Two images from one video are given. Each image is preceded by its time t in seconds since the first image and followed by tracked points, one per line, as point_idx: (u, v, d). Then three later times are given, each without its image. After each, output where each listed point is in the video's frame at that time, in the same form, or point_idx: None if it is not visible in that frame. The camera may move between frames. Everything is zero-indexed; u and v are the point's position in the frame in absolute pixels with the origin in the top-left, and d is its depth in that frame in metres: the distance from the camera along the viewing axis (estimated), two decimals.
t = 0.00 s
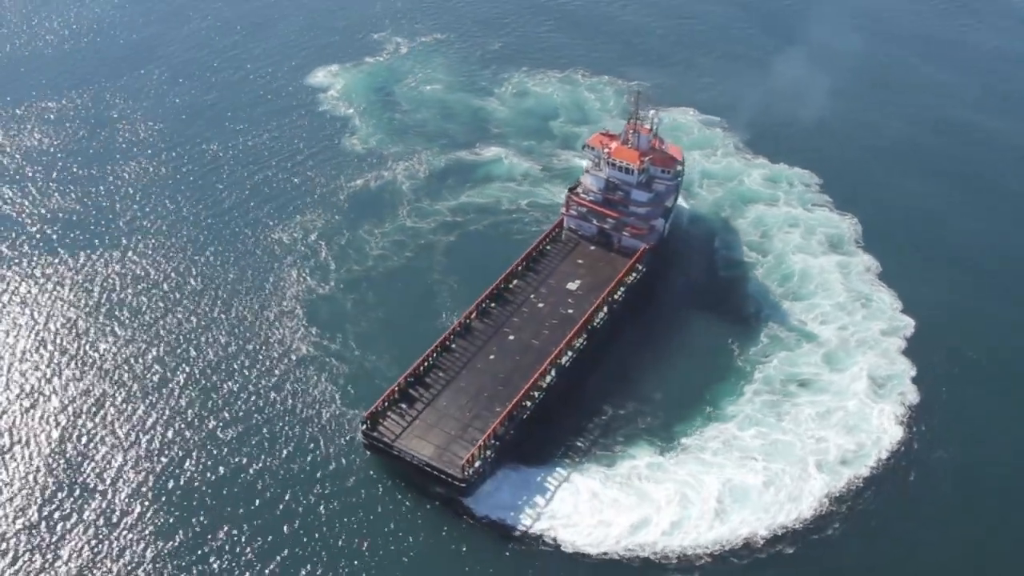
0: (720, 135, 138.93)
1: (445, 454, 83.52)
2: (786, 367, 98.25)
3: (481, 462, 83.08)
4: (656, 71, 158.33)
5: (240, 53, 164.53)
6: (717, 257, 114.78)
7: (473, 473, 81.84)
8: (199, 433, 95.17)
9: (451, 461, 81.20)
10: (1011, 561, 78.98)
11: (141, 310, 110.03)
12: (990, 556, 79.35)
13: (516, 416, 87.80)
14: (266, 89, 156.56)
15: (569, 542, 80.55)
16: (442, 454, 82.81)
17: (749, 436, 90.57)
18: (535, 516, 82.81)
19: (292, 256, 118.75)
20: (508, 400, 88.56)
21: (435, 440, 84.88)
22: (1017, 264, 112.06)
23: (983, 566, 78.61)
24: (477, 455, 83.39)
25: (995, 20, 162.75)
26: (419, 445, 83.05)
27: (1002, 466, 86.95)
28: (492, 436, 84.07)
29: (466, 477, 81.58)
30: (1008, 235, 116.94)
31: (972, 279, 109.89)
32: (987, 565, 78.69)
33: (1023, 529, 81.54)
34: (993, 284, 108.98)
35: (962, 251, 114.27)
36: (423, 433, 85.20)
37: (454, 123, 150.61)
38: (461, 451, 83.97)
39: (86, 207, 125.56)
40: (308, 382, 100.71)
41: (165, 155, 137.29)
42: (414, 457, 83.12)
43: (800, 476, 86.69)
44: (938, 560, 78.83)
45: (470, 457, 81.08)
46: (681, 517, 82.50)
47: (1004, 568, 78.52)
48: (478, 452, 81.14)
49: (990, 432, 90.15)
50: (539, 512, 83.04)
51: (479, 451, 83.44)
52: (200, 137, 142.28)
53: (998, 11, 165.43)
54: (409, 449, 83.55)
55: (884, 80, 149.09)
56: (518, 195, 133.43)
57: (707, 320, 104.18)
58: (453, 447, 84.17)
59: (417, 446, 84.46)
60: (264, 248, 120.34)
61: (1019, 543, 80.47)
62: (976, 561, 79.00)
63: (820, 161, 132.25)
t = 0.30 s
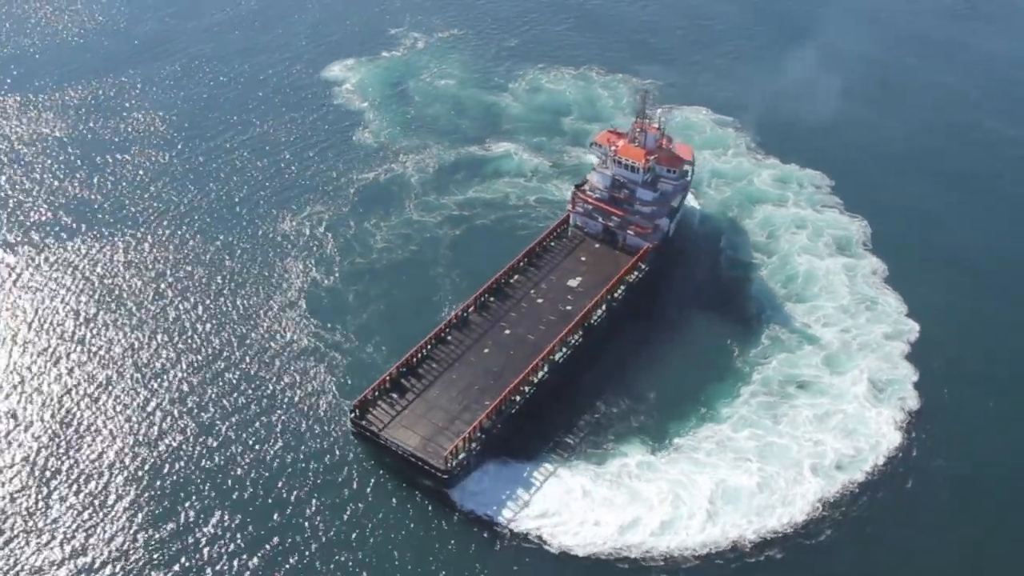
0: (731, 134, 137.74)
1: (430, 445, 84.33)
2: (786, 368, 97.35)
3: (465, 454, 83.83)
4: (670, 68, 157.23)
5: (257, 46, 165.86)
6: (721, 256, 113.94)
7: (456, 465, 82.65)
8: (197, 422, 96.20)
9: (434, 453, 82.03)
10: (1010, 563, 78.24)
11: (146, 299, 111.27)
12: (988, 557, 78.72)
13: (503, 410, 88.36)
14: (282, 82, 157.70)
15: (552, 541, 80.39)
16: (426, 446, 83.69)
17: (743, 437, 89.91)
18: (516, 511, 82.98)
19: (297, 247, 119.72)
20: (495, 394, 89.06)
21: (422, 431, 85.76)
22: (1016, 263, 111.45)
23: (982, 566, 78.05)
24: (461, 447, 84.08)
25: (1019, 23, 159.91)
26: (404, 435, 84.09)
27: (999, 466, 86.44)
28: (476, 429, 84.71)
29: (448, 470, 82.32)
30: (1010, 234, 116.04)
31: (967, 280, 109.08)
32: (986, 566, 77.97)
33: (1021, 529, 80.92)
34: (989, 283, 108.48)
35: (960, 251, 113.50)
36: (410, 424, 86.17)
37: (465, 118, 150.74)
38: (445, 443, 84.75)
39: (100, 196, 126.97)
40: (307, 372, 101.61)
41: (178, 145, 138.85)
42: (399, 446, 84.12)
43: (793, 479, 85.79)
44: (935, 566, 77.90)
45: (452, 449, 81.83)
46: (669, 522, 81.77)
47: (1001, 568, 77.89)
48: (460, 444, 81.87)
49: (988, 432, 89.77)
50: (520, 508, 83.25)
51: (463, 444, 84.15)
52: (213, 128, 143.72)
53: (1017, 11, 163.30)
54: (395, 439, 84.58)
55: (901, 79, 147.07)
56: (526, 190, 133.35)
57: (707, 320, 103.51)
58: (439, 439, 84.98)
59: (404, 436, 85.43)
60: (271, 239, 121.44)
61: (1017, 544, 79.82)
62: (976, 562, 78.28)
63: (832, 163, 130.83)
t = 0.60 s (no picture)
0: (740, 135, 136.36)
1: (413, 436, 86.53)
2: (781, 371, 96.64)
3: (446, 447, 85.99)
4: (681, 68, 155.80)
5: (270, 40, 166.19)
6: (723, 257, 113.03)
7: (436, 457, 84.86)
8: (190, 414, 96.71)
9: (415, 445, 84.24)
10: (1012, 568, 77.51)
11: (147, 290, 112.06)
12: (992, 561, 78.07)
13: (488, 405, 90.14)
14: (292, 75, 157.94)
15: (535, 542, 80.17)
16: (408, 437, 86.00)
17: (734, 440, 89.18)
18: (495, 505, 83.50)
19: (300, 241, 120.17)
20: (480, 389, 90.74)
21: (407, 422, 87.95)
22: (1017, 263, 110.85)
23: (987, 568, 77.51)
24: (442, 440, 86.12)
25: None
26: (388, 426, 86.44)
27: (995, 468, 85.87)
28: (458, 423, 86.58)
29: (428, 461, 84.42)
30: (1015, 236, 115.18)
31: (970, 280, 108.33)
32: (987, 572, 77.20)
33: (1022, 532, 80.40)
34: (990, 283, 107.88)
35: (962, 250, 112.80)
36: (396, 414, 88.47)
37: (474, 115, 150.21)
38: (428, 434, 86.83)
39: (107, 187, 128.04)
40: (302, 364, 102.10)
41: (187, 138, 139.71)
42: (383, 436, 86.50)
43: (783, 484, 84.85)
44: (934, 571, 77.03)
45: (432, 442, 83.97)
46: (654, 525, 81.18)
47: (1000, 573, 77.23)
48: (440, 437, 83.91)
49: (989, 434, 89.12)
50: (500, 502, 83.68)
51: (445, 437, 86.18)
52: (222, 121, 144.42)
53: None
54: (379, 428, 87.03)
55: (914, 81, 145.31)
56: (530, 188, 132.99)
57: (704, 322, 102.83)
58: (422, 431, 87.06)
59: (389, 426, 87.70)
60: (273, 231, 121.96)
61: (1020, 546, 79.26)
62: (977, 568, 77.50)
63: (840, 166, 129.29)
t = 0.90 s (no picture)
0: (746, 138, 135.25)
1: (394, 428, 86.75)
2: (774, 375, 95.81)
3: (426, 440, 86.13)
4: (691, 70, 154.63)
5: (282, 36, 166.66)
6: (722, 259, 112.21)
7: (415, 449, 85.01)
8: (182, 405, 97.08)
9: (394, 436, 84.47)
10: (1012, 571, 76.99)
11: (146, 279, 112.97)
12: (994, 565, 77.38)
13: (472, 400, 90.10)
14: (302, 71, 158.33)
15: (515, 541, 79.88)
16: (389, 429, 86.25)
17: (722, 443, 88.48)
18: (473, 499, 83.71)
19: (300, 234, 120.65)
20: (464, 384, 90.70)
21: (389, 414, 88.16)
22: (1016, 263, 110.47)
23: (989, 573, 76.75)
24: (422, 432, 86.26)
25: None
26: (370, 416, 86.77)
27: (993, 469, 85.59)
28: (438, 416, 86.67)
29: (406, 453, 84.59)
30: (1015, 238, 114.59)
31: (968, 282, 107.81)
32: None
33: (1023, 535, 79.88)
34: (988, 283, 107.54)
35: (966, 250, 112.45)
36: (379, 405, 88.83)
37: (481, 114, 149.89)
38: (409, 425, 87.03)
39: (114, 177, 129.25)
40: (296, 357, 102.53)
41: (194, 131, 140.64)
42: (364, 427, 86.85)
43: (770, 489, 83.91)
44: None
45: (411, 433, 84.23)
46: (637, 527, 80.52)
47: None
48: (419, 430, 84.11)
49: (991, 436, 88.68)
50: (478, 497, 83.93)
51: (425, 430, 86.29)
52: (230, 115, 145.23)
53: None
54: (362, 419, 87.40)
55: (925, 86, 143.85)
56: (533, 186, 132.68)
57: (698, 324, 102.10)
58: (403, 423, 87.26)
59: (371, 417, 88.05)
60: (274, 224, 122.47)
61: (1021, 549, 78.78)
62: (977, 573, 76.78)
63: (846, 171, 127.89)
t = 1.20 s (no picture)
0: (751, 142, 134.02)
1: (375, 420, 87.28)
2: (765, 380, 95.03)
3: (406, 433, 86.65)
4: (699, 72, 153.40)
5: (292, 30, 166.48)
6: (720, 262, 111.29)
7: (394, 442, 85.56)
8: (174, 397, 97.52)
9: (373, 428, 85.15)
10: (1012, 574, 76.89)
11: (145, 270, 113.81)
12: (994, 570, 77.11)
13: (455, 397, 90.29)
14: (310, 65, 158.02)
15: (493, 539, 79.72)
16: (370, 420, 86.91)
17: (708, 447, 87.81)
18: (448, 494, 84.09)
19: (299, 229, 121.04)
20: (448, 380, 90.98)
21: (371, 405, 88.78)
22: (1016, 267, 110.05)
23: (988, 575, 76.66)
24: (402, 425, 86.80)
25: None
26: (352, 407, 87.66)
27: (993, 472, 85.11)
28: (419, 410, 87.15)
29: (383, 445, 85.20)
30: (1017, 244, 113.66)
31: (962, 286, 106.91)
32: None
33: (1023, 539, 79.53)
34: (986, 288, 106.84)
35: (965, 251, 112.27)
36: (361, 397, 89.59)
37: (486, 112, 149.25)
38: (389, 418, 87.56)
39: (119, 169, 130.38)
40: (287, 350, 102.95)
41: (200, 124, 141.39)
42: (345, 417, 87.61)
43: (755, 494, 83.09)
44: None
45: (389, 426, 84.86)
46: (617, 530, 79.99)
47: None
48: (398, 422, 84.62)
49: (993, 441, 88.08)
50: (454, 491, 84.43)
51: (404, 423, 86.78)
52: (236, 109, 145.71)
53: None
54: (344, 409, 88.27)
55: (936, 92, 142.16)
56: (534, 186, 132.41)
57: (691, 328, 101.50)
58: (384, 415, 87.81)
59: (354, 408, 88.72)
60: (275, 218, 123.00)
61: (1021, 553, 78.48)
62: None
63: (851, 177, 126.43)
